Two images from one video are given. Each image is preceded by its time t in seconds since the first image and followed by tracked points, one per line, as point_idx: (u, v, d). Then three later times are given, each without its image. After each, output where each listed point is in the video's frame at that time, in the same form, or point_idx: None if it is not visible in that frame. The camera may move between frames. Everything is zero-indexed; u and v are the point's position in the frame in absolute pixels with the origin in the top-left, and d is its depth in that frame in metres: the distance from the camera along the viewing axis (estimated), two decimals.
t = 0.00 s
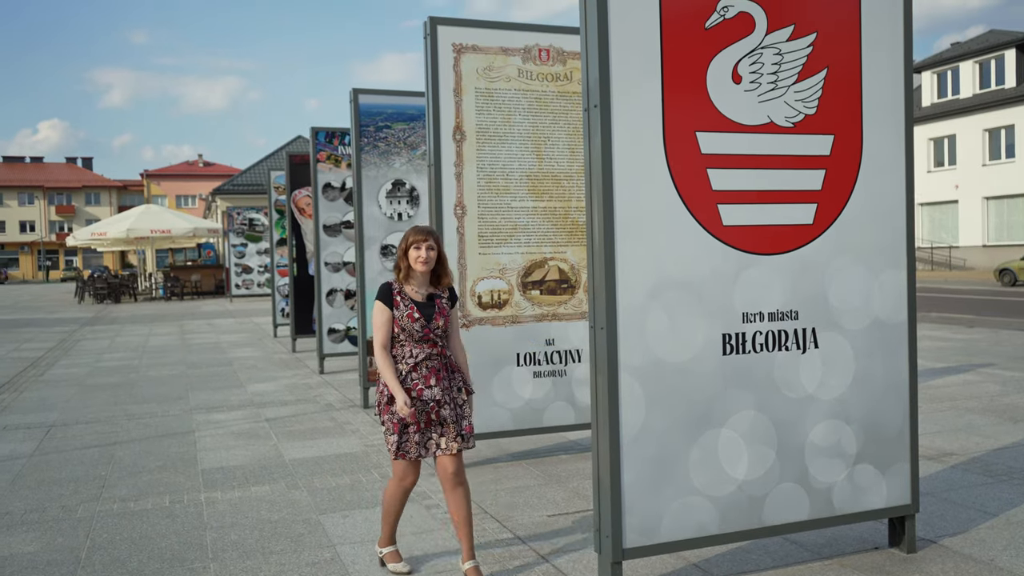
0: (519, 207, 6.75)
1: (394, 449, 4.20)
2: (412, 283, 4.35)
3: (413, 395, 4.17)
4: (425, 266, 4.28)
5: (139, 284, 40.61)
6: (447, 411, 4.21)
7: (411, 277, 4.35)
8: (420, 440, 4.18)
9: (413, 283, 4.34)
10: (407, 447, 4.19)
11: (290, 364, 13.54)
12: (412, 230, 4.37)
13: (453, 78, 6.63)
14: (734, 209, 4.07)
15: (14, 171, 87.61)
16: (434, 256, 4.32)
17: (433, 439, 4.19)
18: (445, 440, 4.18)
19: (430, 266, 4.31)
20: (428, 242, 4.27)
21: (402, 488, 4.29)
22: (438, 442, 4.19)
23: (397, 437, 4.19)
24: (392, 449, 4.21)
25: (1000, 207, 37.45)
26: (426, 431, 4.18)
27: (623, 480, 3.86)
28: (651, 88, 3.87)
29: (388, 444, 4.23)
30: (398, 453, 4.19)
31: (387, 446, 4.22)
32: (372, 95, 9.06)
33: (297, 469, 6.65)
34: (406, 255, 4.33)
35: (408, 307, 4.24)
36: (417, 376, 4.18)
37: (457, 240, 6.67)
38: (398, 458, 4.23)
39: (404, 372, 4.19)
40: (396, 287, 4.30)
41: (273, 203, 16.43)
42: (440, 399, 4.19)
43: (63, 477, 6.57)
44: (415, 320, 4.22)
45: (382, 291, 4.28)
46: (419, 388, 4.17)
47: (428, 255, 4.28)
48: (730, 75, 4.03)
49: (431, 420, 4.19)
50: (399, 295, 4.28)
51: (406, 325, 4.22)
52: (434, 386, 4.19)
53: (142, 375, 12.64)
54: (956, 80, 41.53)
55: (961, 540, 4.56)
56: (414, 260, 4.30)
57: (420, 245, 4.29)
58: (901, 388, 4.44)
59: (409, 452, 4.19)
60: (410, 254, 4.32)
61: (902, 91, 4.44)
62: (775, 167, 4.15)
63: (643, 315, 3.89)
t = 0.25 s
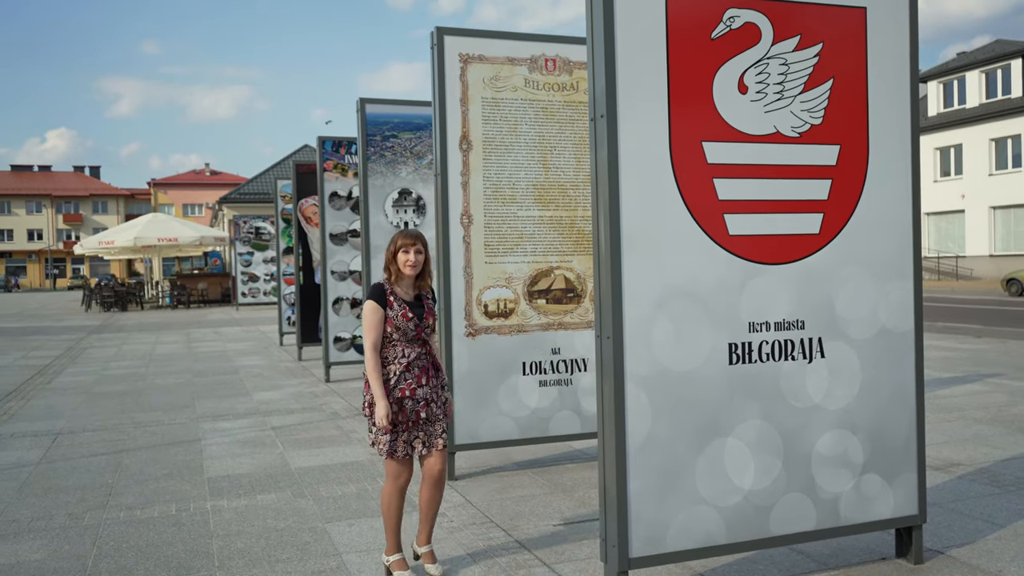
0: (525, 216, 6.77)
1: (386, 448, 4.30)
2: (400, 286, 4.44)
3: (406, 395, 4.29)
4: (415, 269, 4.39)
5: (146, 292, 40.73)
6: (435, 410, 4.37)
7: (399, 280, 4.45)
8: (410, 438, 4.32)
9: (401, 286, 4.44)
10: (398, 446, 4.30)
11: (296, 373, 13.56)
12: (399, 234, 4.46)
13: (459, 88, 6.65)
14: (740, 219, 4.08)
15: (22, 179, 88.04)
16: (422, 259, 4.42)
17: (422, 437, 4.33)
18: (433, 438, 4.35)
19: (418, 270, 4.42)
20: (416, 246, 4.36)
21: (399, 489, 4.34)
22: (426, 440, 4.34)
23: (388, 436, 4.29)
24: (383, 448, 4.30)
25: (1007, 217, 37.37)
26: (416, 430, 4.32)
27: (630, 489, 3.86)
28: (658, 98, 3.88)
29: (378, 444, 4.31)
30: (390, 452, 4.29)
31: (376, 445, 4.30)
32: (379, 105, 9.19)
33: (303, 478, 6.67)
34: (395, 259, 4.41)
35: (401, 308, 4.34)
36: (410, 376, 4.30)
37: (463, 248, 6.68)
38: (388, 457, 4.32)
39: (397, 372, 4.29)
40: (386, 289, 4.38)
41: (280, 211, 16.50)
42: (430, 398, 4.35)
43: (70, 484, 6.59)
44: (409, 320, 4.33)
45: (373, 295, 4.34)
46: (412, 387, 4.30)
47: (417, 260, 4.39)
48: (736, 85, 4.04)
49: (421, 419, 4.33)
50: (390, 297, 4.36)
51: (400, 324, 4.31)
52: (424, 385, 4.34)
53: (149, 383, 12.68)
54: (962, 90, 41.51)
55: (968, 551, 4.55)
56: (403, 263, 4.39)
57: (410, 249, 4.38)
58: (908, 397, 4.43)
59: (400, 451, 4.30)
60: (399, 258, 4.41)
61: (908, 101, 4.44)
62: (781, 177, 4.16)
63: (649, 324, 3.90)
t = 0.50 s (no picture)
0: (533, 225, 6.78)
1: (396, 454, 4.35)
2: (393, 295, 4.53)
3: (413, 400, 4.40)
4: (411, 281, 4.49)
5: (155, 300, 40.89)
6: (437, 415, 4.51)
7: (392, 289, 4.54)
8: (418, 442, 4.41)
9: (394, 295, 4.53)
10: (408, 450, 4.38)
11: (304, 381, 13.58)
12: (395, 243, 4.52)
13: (468, 98, 6.68)
14: (748, 228, 4.08)
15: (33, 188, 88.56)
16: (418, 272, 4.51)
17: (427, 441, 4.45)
18: (434, 441, 4.50)
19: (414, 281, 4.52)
20: (416, 260, 4.45)
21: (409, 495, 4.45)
22: (430, 444, 4.48)
23: (398, 442, 4.35)
24: (392, 453, 4.35)
25: (1016, 226, 37.25)
26: (424, 434, 4.44)
27: (638, 499, 3.86)
28: (667, 107, 3.89)
29: (387, 450, 4.35)
30: (400, 457, 4.35)
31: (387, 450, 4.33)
32: (387, 115, 9.29)
33: (311, 486, 6.68)
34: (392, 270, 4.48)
35: (399, 315, 4.44)
36: (416, 381, 4.42)
37: (472, 257, 6.70)
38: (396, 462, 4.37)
39: (403, 378, 4.39)
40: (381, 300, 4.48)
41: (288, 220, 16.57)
42: (433, 403, 4.49)
43: (79, 492, 6.61)
44: (408, 325, 4.45)
45: (370, 305, 4.42)
46: (418, 393, 4.41)
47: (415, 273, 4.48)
48: (744, 95, 4.05)
49: (426, 423, 4.46)
50: (387, 306, 4.46)
51: (400, 330, 4.42)
52: (429, 390, 4.47)
53: (158, 391, 12.72)
54: (970, 98, 41.45)
55: (978, 562, 4.53)
56: (399, 275, 4.47)
57: (407, 261, 4.47)
58: (917, 407, 4.42)
59: (411, 455, 4.38)
60: (398, 269, 4.48)
61: (916, 111, 4.44)
62: (789, 186, 4.17)
63: (658, 333, 3.90)
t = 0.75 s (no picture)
0: (546, 234, 6.80)
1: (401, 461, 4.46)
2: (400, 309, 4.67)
3: (415, 410, 4.54)
4: (416, 294, 4.65)
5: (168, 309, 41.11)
6: (439, 425, 4.64)
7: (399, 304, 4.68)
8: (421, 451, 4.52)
9: (401, 309, 4.67)
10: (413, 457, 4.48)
11: (317, 389, 13.61)
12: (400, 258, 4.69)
13: (481, 107, 6.70)
14: (762, 237, 4.08)
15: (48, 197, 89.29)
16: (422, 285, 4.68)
17: (431, 450, 4.57)
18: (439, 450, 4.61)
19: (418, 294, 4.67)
20: (418, 272, 4.62)
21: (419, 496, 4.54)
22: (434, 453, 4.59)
23: (401, 451, 4.47)
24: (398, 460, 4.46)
25: None
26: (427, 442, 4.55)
27: (652, 508, 3.85)
28: (679, 117, 3.90)
29: (393, 458, 4.46)
30: (406, 463, 4.45)
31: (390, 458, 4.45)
32: (400, 124, 9.29)
33: (325, 494, 6.69)
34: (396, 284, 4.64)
35: (404, 328, 4.58)
36: (417, 393, 4.56)
37: (484, 266, 6.71)
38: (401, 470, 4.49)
39: (405, 390, 4.54)
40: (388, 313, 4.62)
41: (301, 229, 16.65)
42: (435, 413, 4.62)
43: (94, 500, 6.65)
44: (412, 338, 4.58)
45: (376, 318, 4.57)
46: (419, 403, 4.56)
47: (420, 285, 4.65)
48: (757, 104, 4.06)
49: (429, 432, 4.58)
50: (392, 320, 4.60)
51: (405, 343, 4.55)
52: (430, 401, 4.61)
53: (172, 399, 12.79)
54: (984, 107, 41.26)
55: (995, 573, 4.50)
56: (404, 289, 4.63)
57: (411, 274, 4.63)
58: (932, 417, 4.40)
59: (415, 462, 4.49)
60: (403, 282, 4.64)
61: (930, 119, 4.44)
62: (802, 196, 4.17)
63: (671, 342, 3.90)
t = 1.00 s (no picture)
0: (562, 240, 6.81)
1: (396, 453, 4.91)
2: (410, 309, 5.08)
3: (413, 406, 4.92)
4: (423, 293, 5.04)
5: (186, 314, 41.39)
6: (438, 422, 5.00)
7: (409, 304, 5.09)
8: (418, 446, 4.92)
9: (410, 309, 5.08)
10: (407, 452, 4.91)
11: (333, 395, 13.67)
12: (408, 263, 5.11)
13: (498, 114, 6.73)
14: (780, 244, 4.08)
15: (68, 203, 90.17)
16: (430, 285, 5.06)
17: (428, 445, 4.95)
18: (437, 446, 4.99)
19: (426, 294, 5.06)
20: (425, 273, 5.00)
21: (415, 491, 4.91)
22: (432, 448, 4.97)
23: (397, 443, 4.90)
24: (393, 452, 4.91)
25: None
26: (423, 438, 4.94)
27: (668, 515, 3.85)
28: (697, 123, 3.90)
29: (390, 448, 4.92)
30: (399, 456, 4.90)
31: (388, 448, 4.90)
32: (416, 130, 9.28)
33: (342, 499, 6.72)
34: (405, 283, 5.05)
35: (409, 328, 4.98)
36: (417, 390, 4.94)
37: (501, 272, 6.73)
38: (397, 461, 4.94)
39: (406, 386, 4.93)
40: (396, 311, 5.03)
41: (318, 234, 16.74)
42: (435, 410, 4.97)
43: (113, 503, 6.71)
44: (416, 338, 4.96)
45: (384, 315, 5.00)
46: (418, 400, 4.93)
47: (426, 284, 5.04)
48: (775, 111, 4.05)
49: (427, 428, 4.96)
50: (400, 318, 5.01)
51: (408, 342, 4.94)
52: (430, 399, 4.97)
53: (190, 403, 12.88)
54: (1004, 113, 40.94)
55: None
56: (411, 289, 5.04)
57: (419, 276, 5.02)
58: (952, 425, 4.37)
59: (408, 457, 4.90)
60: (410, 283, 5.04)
61: (949, 126, 4.42)
62: (821, 202, 4.16)
63: (689, 349, 3.90)
